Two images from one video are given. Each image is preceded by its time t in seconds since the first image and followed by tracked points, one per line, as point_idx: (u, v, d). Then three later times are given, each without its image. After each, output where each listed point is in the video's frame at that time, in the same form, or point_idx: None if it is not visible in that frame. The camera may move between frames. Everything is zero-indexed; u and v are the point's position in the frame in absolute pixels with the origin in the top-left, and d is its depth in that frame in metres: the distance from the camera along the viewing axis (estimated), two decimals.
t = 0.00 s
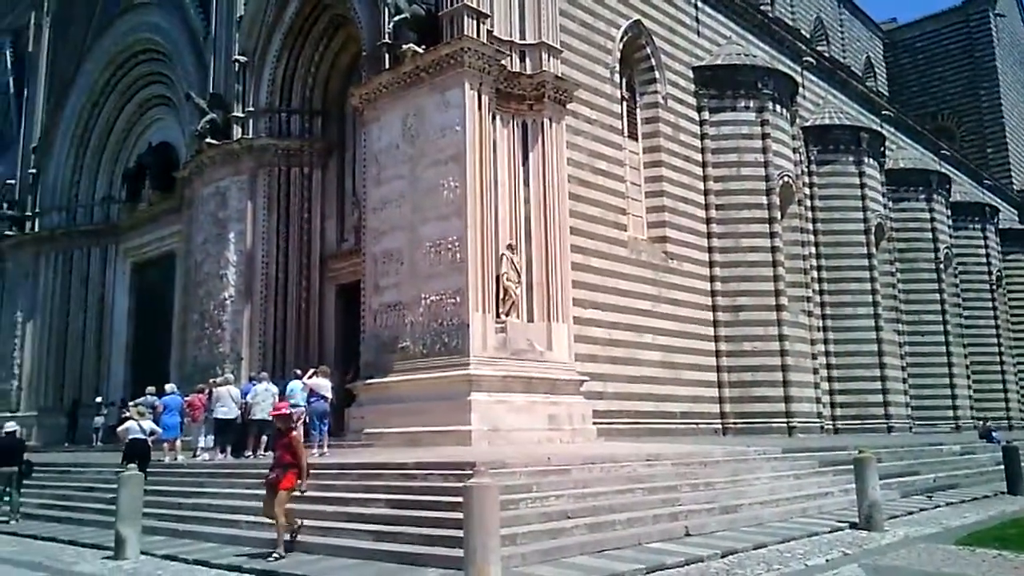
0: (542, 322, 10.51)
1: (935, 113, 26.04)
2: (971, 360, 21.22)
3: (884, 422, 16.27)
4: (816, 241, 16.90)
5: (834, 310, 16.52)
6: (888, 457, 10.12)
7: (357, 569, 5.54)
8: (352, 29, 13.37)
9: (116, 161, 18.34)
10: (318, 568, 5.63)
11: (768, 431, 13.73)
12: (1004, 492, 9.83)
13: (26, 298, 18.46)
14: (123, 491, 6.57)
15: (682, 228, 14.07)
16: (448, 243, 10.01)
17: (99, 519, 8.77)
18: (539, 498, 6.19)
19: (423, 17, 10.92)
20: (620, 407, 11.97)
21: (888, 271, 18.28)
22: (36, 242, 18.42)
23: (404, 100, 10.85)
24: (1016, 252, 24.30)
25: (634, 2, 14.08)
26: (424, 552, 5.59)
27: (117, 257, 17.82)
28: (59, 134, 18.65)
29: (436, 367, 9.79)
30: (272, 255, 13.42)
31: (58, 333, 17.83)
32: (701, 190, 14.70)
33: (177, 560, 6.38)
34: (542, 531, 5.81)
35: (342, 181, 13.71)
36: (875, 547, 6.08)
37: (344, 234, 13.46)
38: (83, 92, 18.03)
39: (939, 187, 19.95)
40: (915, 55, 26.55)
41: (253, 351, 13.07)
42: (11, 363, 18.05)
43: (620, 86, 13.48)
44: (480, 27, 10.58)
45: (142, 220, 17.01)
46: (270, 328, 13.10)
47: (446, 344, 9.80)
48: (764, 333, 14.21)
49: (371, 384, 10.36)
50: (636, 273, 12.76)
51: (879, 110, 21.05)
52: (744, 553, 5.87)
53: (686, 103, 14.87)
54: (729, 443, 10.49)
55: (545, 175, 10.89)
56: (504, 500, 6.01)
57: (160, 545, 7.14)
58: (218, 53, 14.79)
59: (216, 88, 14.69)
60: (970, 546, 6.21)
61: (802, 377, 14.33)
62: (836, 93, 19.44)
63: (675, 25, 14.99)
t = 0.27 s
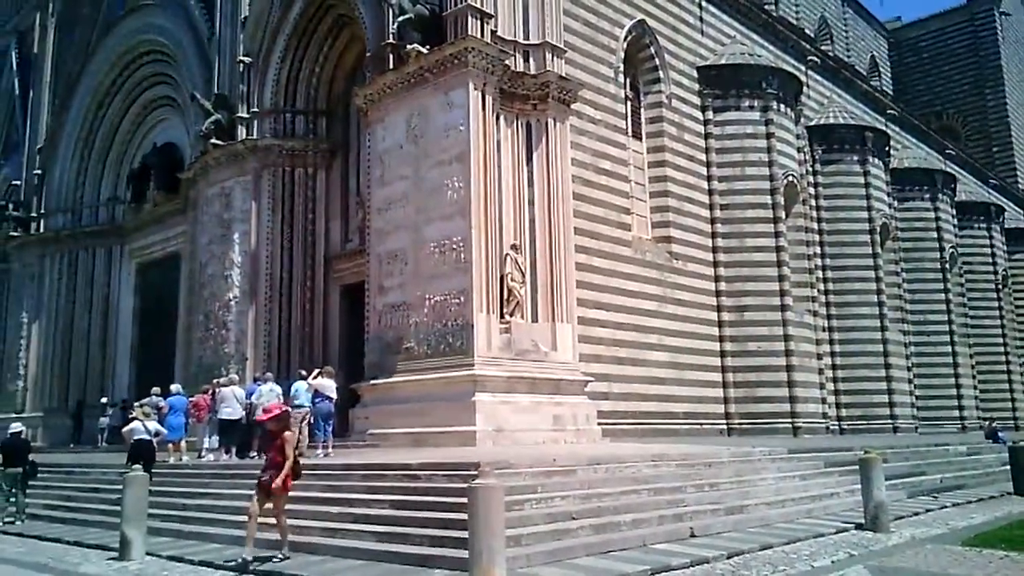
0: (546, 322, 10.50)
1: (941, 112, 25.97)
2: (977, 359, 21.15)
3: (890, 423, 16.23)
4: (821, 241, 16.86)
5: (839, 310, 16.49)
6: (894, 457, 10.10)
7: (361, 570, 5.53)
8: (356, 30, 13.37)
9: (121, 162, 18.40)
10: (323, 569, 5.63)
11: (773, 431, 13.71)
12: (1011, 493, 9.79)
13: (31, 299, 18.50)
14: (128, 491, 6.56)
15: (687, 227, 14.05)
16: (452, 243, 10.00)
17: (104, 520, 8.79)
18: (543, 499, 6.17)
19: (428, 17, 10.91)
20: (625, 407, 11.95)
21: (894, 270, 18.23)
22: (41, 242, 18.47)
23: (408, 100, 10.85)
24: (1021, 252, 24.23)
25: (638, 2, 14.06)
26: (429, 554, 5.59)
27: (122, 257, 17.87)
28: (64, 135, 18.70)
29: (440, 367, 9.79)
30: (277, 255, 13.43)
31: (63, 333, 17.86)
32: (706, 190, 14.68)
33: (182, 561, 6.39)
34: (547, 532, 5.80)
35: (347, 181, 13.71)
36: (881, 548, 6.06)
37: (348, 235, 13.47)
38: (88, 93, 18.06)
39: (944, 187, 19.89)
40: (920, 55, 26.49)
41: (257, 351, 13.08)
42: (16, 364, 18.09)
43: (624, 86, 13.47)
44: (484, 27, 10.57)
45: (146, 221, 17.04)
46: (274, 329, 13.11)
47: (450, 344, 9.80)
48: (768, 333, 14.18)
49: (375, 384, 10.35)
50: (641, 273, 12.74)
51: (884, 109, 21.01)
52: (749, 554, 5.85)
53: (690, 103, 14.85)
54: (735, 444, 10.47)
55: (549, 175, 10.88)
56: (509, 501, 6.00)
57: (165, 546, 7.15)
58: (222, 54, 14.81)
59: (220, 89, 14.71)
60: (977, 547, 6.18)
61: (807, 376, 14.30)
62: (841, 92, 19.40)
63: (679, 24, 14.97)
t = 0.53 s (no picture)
0: (552, 326, 10.48)
1: (945, 112, 25.91)
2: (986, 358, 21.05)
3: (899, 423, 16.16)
4: (827, 242, 16.81)
5: (846, 310, 16.43)
6: (904, 458, 10.04)
7: None
8: (360, 37, 13.42)
9: (127, 172, 18.48)
10: None
11: (782, 433, 13.65)
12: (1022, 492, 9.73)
13: (38, 310, 18.55)
14: (137, 500, 6.55)
15: (692, 230, 14.02)
16: (458, 248, 10.00)
17: (113, 530, 8.79)
18: (552, 503, 6.15)
19: (431, 24, 10.92)
20: (633, 410, 11.92)
21: (901, 270, 18.17)
22: (47, 253, 18.53)
23: (413, 106, 10.87)
24: None
25: (640, 5, 14.06)
26: (437, 559, 5.57)
27: (129, 267, 17.92)
28: (70, 146, 18.78)
29: (447, 373, 9.78)
30: (283, 263, 13.44)
31: (71, 343, 17.90)
32: (710, 192, 14.66)
33: (191, 569, 6.38)
34: (556, 537, 5.77)
35: (352, 188, 13.74)
36: (893, 549, 6.02)
37: (354, 241, 13.48)
38: (93, 103, 18.13)
39: (950, 186, 19.84)
40: (923, 54, 26.46)
41: (264, 359, 13.08)
42: (24, 374, 18.13)
43: (627, 89, 13.47)
44: (487, 33, 10.59)
45: (152, 230, 17.08)
46: (281, 336, 13.11)
47: (457, 349, 9.79)
48: (776, 335, 14.13)
49: (382, 390, 10.34)
50: (647, 275, 12.72)
51: (889, 110, 20.97)
52: (760, 556, 5.82)
53: (693, 105, 14.84)
54: (744, 446, 10.43)
55: (554, 179, 10.88)
56: (518, 506, 5.98)
57: (173, 555, 7.14)
58: (226, 63, 14.85)
59: (225, 97, 14.75)
60: (989, 547, 6.14)
61: (815, 378, 14.25)
62: (844, 93, 19.37)
63: (682, 27, 14.97)
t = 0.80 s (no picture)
0: (559, 341, 10.46)
1: (951, 125, 25.90)
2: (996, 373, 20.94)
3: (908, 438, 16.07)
4: (834, 256, 16.78)
5: (854, 325, 16.39)
6: (914, 473, 9.96)
7: None
8: (366, 54, 13.49)
9: (135, 188, 18.57)
10: None
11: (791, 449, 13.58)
12: None
13: (46, 326, 18.60)
14: (142, 517, 6.52)
15: (698, 244, 14.01)
16: (464, 263, 10.00)
17: (119, 547, 8.77)
18: (559, 520, 6.12)
19: (436, 41, 10.96)
20: (640, 425, 11.88)
21: (908, 284, 18.12)
22: (55, 269, 18.60)
23: (419, 122, 10.90)
24: None
25: (645, 21, 14.11)
26: None
27: (136, 282, 17.97)
28: (78, 162, 18.88)
29: (453, 388, 9.75)
30: (289, 278, 13.45)
31: (78, 359, 17.94)
32: (716, 207, 14.66)
33: None
34: (563, 554, 5.73)
35: (358, 203, 13.77)
36: (903, 567, 5.96)
37: (360, 256, 13.51)
38: (101, 120, 18.23)
39: (957, 200, 19.80)
40: (928, 68, 26.49)
41: (270, 375, 13.07)
42: (31, 390, 18.16)
43: (632, 104, 13.51)
44: (493, 49, 10.64)
45: (159, 246, 17.15)
46: (287, 352, 13.11)
47: (463, 364, 9.77)
48: (783, 350, 14.08)
49: (388, 406, 10.32)
50: (653, 290, 12.70)
51: (894, 123, 20.97)
52: (769, 573, 5.77)
53: (699, 120, 14.87)
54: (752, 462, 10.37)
55: (560, 194, 10.88)
56: (525, 523, 5.95)
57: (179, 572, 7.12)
58: (234, 80, 14.94)
59: (232, 114, 14.82)
60: (1001, 564, 6.07)
61: (823, 393, 14.18)
62: (850, 107, 19.39)
63: (687, 42, 15.02)
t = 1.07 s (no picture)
0: (566, 359, 10.42)
1: (957, 140, 25.87)
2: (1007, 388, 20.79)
3: (920, 455, 15.94)
4: (842, 273, 16.73)
5: (863, 342, 16.32)
6: (926, 491, 9.87)
7: None
8: (373, 74, 13.57)
9: (144, 209, 18.68)
10: None
11: (801, 467, 13.48)
12: None
13: (54, 347, 18.64)
14: (150, 538, 6.52)
15: (706, 261, 13.99)
16: (471, 281, 10.00)
17: (126, 569, 8.74)
18: (568, 541, 6.07)
19: (442, 60, 11.01)
20: (649, 444, 11.82)
21: (917, 300, 18.04)
22: (63, 290, 18.66)
23: (425, 141, 10.94)
24: None
25: (650, 39, 14.16)
26: None
27: (144, 303, 18.01)
28: (87, 184, 18.99)
29: (461, 407, 9.72)
30: (297, 298, 13.46)
31: (86, 381, 17.97)
32: (723, 224, 14.64)
33: None
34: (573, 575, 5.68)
35: (365, 222, 13.81)
36: None
37: (367, 275, 13.53)
38: (110, 142, 18.36)
39: (965, 215, 19.74)
40: (933, 83, 26.52)
41: (278, 395, 13.06)
42: (39, 412, 18.18)
43: (638, 122, 13.54)
44: (499, 68, 10.69)
45: (168, 266, 17.20)
46: (295, 371, 13.11)
47: (471, 383, 9.74)
48: (793, 367, 14.01)
49: (395, 425, 10.29)
50: (661, 307, 12.67)
51: (901, 139, 20.97)
52: None
53: (705, 137, 14.89)
54: (763, 480, 10.30)
55: (566, 212, 10.89)
56: (534, 544, 5.91)
57: None
58: (241, 101, 15.04)
59: (240, 135, 14.90)
60: None
61: (834, 410, 14.09)
62: (856, 123, 19.39)
63: (691, 60, 15.06)
